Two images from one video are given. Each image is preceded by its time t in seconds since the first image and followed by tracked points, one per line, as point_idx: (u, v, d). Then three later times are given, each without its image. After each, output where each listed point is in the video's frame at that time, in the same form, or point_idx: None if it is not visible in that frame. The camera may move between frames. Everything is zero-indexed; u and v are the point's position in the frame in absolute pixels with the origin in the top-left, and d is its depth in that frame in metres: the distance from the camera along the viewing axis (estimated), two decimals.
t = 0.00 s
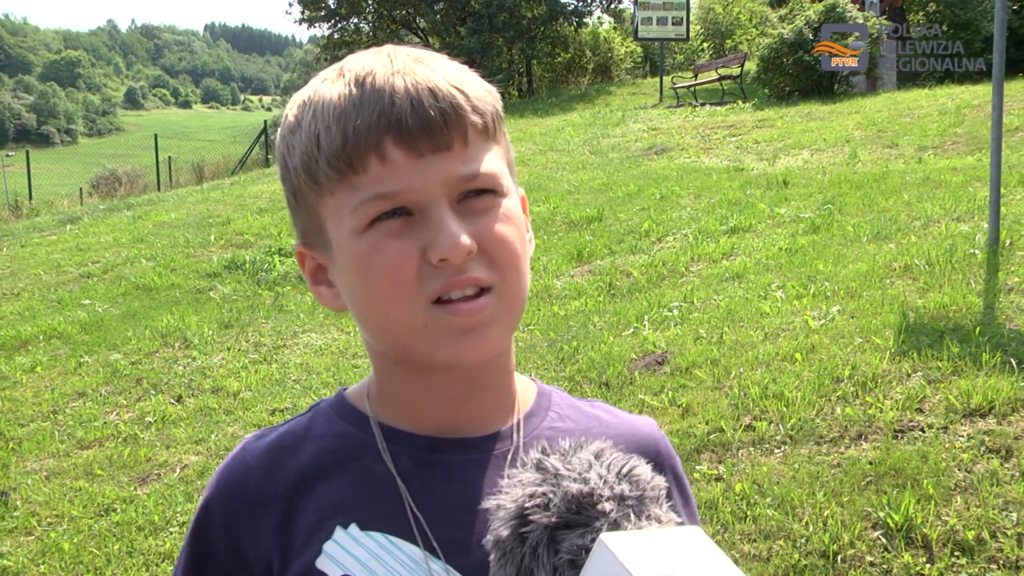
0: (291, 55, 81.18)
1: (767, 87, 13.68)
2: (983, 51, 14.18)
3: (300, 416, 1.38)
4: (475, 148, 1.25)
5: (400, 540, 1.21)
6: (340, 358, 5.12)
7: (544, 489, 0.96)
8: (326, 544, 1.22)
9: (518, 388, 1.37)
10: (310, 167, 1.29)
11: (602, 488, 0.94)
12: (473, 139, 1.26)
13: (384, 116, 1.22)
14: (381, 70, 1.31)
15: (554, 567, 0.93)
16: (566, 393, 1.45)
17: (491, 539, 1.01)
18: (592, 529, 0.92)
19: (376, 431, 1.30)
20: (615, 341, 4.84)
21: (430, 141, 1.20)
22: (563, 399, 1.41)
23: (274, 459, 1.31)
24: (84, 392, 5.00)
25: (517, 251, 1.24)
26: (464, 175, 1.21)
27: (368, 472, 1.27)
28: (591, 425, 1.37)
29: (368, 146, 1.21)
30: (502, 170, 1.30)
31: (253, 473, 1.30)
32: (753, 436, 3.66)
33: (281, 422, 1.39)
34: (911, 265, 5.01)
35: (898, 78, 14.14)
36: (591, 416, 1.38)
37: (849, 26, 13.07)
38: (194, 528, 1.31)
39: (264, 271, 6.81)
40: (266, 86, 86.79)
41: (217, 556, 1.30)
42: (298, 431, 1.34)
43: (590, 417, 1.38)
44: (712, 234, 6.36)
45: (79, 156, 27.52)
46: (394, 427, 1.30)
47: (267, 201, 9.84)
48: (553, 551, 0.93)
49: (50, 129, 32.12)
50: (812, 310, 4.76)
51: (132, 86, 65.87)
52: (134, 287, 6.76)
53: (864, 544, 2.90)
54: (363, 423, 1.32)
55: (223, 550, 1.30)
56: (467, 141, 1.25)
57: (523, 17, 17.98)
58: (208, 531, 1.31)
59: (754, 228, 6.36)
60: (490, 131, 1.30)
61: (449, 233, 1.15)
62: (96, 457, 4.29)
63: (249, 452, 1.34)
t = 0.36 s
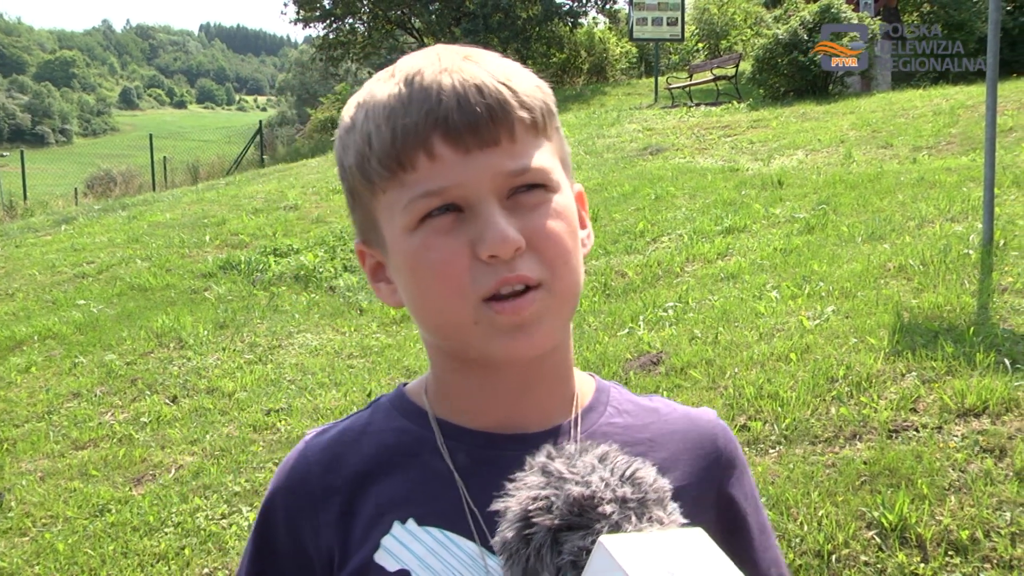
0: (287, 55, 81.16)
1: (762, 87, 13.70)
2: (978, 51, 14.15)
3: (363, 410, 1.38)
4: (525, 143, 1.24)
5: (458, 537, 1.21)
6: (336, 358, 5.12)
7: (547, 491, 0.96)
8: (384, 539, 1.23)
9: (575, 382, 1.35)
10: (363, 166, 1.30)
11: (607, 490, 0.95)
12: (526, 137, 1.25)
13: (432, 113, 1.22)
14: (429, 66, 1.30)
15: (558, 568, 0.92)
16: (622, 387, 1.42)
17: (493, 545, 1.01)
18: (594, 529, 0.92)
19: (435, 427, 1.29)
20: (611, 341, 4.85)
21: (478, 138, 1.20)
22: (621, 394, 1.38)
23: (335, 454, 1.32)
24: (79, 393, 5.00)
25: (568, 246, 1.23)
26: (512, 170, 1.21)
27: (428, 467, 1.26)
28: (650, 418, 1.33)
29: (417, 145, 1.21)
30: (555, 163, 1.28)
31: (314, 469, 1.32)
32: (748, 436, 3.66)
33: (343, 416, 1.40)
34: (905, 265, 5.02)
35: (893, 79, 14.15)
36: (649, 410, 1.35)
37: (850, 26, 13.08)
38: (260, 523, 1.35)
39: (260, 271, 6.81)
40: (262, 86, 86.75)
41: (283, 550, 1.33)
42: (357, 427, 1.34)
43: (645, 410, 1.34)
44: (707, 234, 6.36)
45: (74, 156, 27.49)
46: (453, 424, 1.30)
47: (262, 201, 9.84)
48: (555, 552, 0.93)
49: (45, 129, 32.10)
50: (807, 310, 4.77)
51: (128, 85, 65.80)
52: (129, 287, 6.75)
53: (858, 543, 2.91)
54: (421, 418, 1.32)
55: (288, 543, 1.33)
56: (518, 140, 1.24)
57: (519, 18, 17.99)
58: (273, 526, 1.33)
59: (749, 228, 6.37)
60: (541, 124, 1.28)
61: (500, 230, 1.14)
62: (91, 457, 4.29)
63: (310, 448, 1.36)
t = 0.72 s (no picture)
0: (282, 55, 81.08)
1: (757, 87, 13.71)
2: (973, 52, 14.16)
3: (368, 409, 1.40)
4: (489, 152, 1.17)
5: (444, 537, 1.21)
6: (331, 359, 5.12)
7: (583, 492, 0.96)
8: (373, 537, 1.23)
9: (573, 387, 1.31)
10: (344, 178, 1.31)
11: (641, 495, 0.95)
12: (489, 145, 1.17)
13: (391, 133, 1.19)
14: (400, 72, 1.25)
15: (589, 565, 0.92)
16: (631, 398, 1.40)
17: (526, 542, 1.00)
18: (627, 532, 0.92)
19: (431, 427, 1.29)
20: (606, 341, 4.84)
21: (436, 154, 1.15)
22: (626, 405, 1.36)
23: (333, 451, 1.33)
24: (73, 394, 4.98)
25: (537, 262, 1.16)
26: (471, 186, 1.15)
27: (421, 467, 1.27)
28: (649, 433, 1.31)
29: (378, 165, 1.20)
30: (532, 171, 1.20)
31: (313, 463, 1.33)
32: (743, 436, 3.66)
33: (349, 414, 1.41)
34: (900, 265, 5.03)
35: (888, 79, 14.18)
36: (653, 424, 1.33)
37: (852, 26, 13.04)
38: (257, 512, 1.36)
39: (255, 271, 6.80)
40: (257, 87, 86.68)
41: (280, 545, 1.35)
42: (359, 426, 1.36)
43: (647, 423, 1.33)
44: (702, 234, 6.37)
45: (68, 157, 27.41)
46: (447, 426, 1.29)
47: (256, 201, 9.82)
48: (586, 551, 0.93)
49: (38, 129, 32.02)
50: (802, 310, 4.78)
51: (122, 86, 65.69)
52: (123, 288, 6.74)
53: (853, 543, 2.91)
54: (420, 417, 1.32)
55: (283, 537, 1.34)
56: (480, 151, 1.16)
57: (514, 18, 17.98)
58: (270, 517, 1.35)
59: (744, 228, 6.37)
60: (516, 127, 1.19)
61: (446, 256, 1.12)
62: (85, 458, 4.28)
63: (312, 444, 1.37)
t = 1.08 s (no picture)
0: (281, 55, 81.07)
1: (757, 88, 13.71)
2: (973, 52, 14.17)
3: (364, 399, 1.39)
4: (390, 163, 1.13)
5: (400, 532, 1.17)
6: (330, 359, 5.12)
7: (541, 495, 0.86)
8: (338, 522, 1.22)
9: (553, 392, 1.25)
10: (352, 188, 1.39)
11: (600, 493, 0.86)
12: (390, 154, 1.13)
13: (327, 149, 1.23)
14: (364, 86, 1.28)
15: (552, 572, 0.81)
16: (629, 409, 1.31)
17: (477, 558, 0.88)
18: (590, 533, 0.82)
19: (411, 418, 1.27)
20: (605, 341, 4.84)
21: (348, 166, 1.17)
22: (617, 414, 1.26)
23: (320, 436, 1.33)
24: (73, 394, 4.99)
25: (418, 277, 1.09)
26: (367, 196, 1.13)
27: (394, 458, 1.25)
28: (633, 446, 1.20)
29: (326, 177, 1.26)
30: (437, 178, 1.11)
31: (298, 447, 1.33)
32: (743, 436, 3.65)
33: (347, 401, 1.41)
34: (899, 266, 5.03)
35: (887, 79, 14.19)
36: (640, 435, 1.23)
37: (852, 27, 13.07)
38: (242, 492, 1.37)
39: (254, 271, 6.80)
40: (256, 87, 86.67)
41: (260, 528, 1.36)
42: (351, 413, 1.36)
43: (636, 434, 1.23)
44: (702, 234, 6.36)
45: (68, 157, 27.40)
46: (425, 421, 1.26)
47: (256, 202, 9.82)
48: (549, 557, 0.81)
49: (38, 129, 32.03)
50: (801, 310, 4.78)
51: (121, 86, 65.68)
52: (123, 288, 6.74)
53: (853, 543, 2.92)
54: (405, 409, 1.30)
55: (262, 522, 1.34)
56: (380, 161, 1.14)
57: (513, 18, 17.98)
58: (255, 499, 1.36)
59: (744, 228, 6.38)
60: (419, 133, 1.13)
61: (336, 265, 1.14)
62: (85, 458, 4.28)
63: (303, 424, 1.38)
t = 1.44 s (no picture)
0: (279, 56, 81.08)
1: (755, 88, 13.72)
2: (973, 52, 14.16)
3: (397, 390, 1.35)
4: (420, 164, 1.09)
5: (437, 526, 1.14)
6: (329, 359, 5.11)
7: (447, 477, 0.88)
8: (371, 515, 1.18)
9: (589, 387, 1.24)
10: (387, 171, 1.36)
11: (505, 496, 0.87)
12: (422, 155, 1.09)
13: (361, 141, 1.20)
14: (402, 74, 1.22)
15: (426, 547, 0.82)
16: (659, 402, 1.30)
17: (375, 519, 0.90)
18: (471, 523, 0.83)
19: (448, 411, 1.23)
20: (604, 342, 4.84)
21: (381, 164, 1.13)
22: (650, 408, 1.25)
23: (352, 426, 1.29)
24: (72, 394, 4.98)
25: (447, 281, 1.07)
26: (397, 197, 1.11)
27: (429, 451, 1.21)
28: (669, 440, 1.20)
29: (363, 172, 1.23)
30: (467, 181, 1.08)
31: (331, 437, 1.29)
32: (742, 437, 3.65)
33: (378, 391, 1.37)
34: (898, 266, 5.03)
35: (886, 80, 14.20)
36: (675, 428, 1.22)
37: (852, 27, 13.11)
38: (272, 484, 1.33)
39: (253, 271, 6.80)
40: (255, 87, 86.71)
41: (291, 521, 1.31)
42: (384, 404, 1.32)
43: (671, 427, 1.22)
44: (701, 235, 6.36)
45: (67, 158, 27.42)
46: (461, 412, 1.23)
47: (255, 202, 9.82)
48: (428, 531, 0.83)
49: (36, 130, 32.04)
50: (800, 311, 4.78)
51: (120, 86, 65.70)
52: (121, 288, 6.73)
53: (851, 544, 2.92)
54: (440, 402, 1.26)
55: (294, 515, 1.31)
56: (411, 161, 1.10)
57: (512, 18, 17.98)
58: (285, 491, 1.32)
59: (742, 229, 6.38)
60: (450, 134, 1.08)
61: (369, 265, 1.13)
62: (84, 458, 4.28)
63: (334, 413, 1.33)
